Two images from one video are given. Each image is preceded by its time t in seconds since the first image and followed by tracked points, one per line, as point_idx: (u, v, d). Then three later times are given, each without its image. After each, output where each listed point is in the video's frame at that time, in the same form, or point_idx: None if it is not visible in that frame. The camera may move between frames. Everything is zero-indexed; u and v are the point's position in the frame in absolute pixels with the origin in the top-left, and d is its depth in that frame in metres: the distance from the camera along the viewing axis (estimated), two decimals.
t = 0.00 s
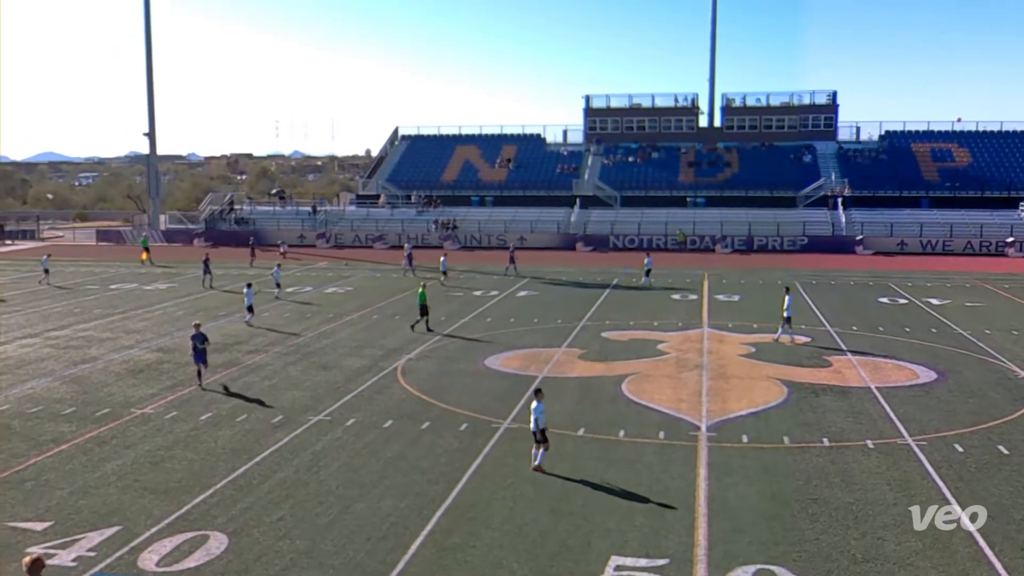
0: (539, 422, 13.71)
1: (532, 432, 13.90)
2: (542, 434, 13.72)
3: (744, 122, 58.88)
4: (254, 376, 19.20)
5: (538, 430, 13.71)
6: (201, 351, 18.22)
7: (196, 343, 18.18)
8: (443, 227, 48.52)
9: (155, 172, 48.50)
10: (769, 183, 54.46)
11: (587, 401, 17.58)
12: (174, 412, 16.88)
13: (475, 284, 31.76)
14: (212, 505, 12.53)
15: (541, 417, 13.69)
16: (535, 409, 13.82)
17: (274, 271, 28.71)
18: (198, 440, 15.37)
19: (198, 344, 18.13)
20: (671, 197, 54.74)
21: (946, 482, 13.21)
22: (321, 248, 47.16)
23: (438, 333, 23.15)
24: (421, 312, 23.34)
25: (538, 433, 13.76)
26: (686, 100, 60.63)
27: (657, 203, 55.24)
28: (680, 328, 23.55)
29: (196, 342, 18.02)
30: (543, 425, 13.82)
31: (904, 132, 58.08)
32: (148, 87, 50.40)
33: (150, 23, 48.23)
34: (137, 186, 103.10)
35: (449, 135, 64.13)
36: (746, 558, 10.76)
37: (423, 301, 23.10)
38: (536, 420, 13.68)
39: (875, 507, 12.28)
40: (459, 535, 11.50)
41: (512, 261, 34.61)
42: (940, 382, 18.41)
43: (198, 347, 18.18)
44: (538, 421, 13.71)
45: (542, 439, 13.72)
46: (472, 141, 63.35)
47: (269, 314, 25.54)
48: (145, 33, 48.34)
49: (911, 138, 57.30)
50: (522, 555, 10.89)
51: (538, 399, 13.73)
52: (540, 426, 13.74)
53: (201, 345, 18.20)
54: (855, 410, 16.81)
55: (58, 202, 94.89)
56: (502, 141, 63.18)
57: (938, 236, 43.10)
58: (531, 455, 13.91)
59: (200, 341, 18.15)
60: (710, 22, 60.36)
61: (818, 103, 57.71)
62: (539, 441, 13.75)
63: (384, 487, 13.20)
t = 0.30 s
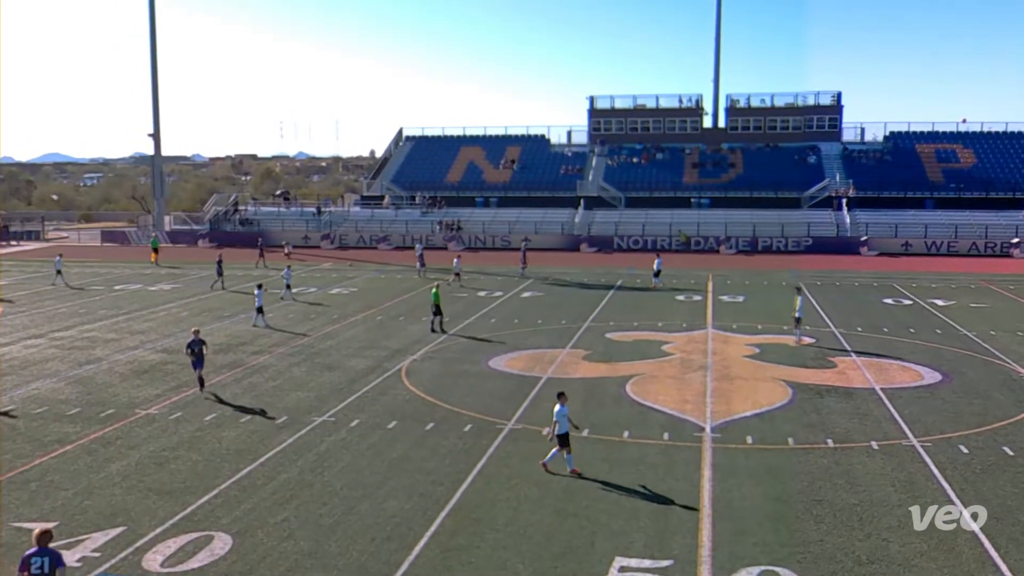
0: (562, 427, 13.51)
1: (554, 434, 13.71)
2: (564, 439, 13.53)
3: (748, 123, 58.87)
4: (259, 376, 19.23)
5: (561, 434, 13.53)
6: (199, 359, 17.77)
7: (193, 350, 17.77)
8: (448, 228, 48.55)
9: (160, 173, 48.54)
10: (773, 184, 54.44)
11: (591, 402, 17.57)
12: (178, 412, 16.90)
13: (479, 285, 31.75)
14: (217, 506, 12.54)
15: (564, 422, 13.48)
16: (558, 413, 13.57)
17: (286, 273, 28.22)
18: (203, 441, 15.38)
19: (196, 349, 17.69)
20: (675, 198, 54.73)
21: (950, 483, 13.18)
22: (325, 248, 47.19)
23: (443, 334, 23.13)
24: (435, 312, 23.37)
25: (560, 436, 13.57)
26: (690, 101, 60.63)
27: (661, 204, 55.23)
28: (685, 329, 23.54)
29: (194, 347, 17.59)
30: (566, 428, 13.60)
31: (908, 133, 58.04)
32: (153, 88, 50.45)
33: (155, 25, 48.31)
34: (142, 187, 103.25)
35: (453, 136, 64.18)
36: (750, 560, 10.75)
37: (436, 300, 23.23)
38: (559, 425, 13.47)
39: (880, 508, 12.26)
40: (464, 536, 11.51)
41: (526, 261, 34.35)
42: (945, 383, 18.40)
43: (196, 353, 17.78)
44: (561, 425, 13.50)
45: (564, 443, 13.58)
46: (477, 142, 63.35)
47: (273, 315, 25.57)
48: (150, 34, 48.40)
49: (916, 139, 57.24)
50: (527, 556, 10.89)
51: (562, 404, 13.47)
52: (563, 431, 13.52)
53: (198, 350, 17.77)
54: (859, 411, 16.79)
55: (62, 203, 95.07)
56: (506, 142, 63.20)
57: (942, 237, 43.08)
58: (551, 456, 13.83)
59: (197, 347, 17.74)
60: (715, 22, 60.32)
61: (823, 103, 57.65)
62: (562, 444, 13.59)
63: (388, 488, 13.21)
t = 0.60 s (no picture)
0: (584, 427, 13.53)
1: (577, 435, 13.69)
2: (587, 439, 13.56)
3: (753, 124, 58.78)
4: (263, 377, 19.26)
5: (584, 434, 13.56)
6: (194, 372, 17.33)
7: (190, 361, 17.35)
8: (452, 229, 48.58)
9: (166, 174, 48.60)
10: (778, 185, 54.36)
11: (595, 403, 17.56)
12: (183, 412, 16.93)
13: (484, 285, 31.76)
14: (221, 506, 12.55)
15: (586, 422, 13.50)
16: (581, 413, 13.61)
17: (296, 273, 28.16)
18: (208, 441, 15.40)
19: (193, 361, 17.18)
20: (680, 199, 54.67)
21: (956, 485, 13.14)
22: (330, 249, 47.24)
23: (448, 335, 23.12)
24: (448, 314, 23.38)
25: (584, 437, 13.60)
26: (695, 102, 60.58)
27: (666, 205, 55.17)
28: (689, 330, 23.51)
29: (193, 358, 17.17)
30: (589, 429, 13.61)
31: (913, 134, 57.91)
32: (158, 89, 50.52)
33: (160, 26, 48.39)
34: (147, 188, 103.55)
35: (458, 136, 64.24)
36: (755, 561, 10.73)
37: (451, 301, 23.18)
38: (581, 425, 13.51)
39: (885, 510, 12.24)
40: (468, 536, 11.52)
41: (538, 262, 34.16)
42: (950, 384, 18.36)
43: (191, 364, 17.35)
44: (584, 425, 13.52)
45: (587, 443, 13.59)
46: (481, 143, 63.37)
47: (278, 316, 25.60)
48: (156, 35, 48.48)
49: (921, 140, 57.11)
50: (531, 557, 10.88)
51: (584, 404, 13.51)
52: (586, 431, 13.55)
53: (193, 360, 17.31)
54: (864, 412, 16.75)
55: (68, 204, 95.24)
56: (511, 142, 63.19)
57: (948, 238, 42.97)
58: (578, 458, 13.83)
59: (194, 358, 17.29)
60: (720, 24, 60.27)
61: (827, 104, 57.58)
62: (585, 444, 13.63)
63: (392, 488, 13.21)
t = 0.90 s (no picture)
0: (607, 431, 13.42)
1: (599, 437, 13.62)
2: (609, 443, 13.45)
3: (756, 125, 58.76)
4: (267, 377, 19.28)
5: (606, 438, 13.44)
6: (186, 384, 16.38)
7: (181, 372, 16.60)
8: (455, 230, 48.63)
9: (169, 174, 48.66)
10: (781, 186, 54.35)
11: (598, 404, 17.55)
12: (186, 413, 16.93)
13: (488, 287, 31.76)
14: (224, 507, 12.55)
15: (610, 426, 13.38)
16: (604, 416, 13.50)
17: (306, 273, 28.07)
18: (211, 442, 15.41)
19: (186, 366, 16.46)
20: (683, 200, 54.67)
21: (959, 486, 13.12)
22: (333, 250, 47.31)
23: (451, 336, 23.12)
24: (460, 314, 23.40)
25: (606, 440, 13.48)
26: (698, 103, 60.60)
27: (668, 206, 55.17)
28: (692, 331, 23.50)
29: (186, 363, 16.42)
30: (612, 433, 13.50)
31: (917, 135, 57.87)
32: (161, 90, 50.57)
33: (164, 27, 48.46)
34: (151, 189, 103.62)
35: (460, 137, 64.27)
36: (758, 562, 10.72)
37: (462, 303, 23.20)
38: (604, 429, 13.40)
39: (888, 511, 12.23)
40: (471, 537, 11.52)
41: (550, 264, 34.23)
42: (954, 386, 18.33)
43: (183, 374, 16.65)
44: (607, 429, 13.41)
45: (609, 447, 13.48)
46: (484, 144, 63.40)
47: (282, 317, 25.62)
48: (159, 36, 48.56)
49: (925, 141, 57.09)
50: (534, 557, 10.88)
51: (608, 408, 13.38)
52: (608, 435, 13.44)
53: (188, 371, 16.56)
54: (867, 414, 16.74)
55: (72, 205, 95.41)
56: (514, 143, 63.22)
57: (951, 240, 42.92)
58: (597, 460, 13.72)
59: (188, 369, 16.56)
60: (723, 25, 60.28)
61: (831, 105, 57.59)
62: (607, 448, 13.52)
63: (395, 489, 13.21)
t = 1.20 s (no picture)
0: (629, 433, 13.38)
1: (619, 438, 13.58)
2: (631, 446, 13.41)
3: (760, 126, 58.71)
4: (270, 379, 19.28)
5: (629, 440, 13.40)
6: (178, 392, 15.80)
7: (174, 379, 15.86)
8: (459, 231, 48.63)
9: (173, 176, 48.69)
10: (785, 188, 54.32)
11: (601, 405, 17.55)
12: (190, 414, 16.92)
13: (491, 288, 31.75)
14: (228, 508, 12.56)
15: (632, 428, 13.35)
16: (626, 419, 13.46)
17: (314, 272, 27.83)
18: (214, 443, 15.41)
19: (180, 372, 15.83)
20: (687, 201, 54.64)
21: (963, 488, 13.10)
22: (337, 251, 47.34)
23: (455, 338, 23.13)
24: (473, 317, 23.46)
25: (628, 442, 13.44)
26: (702, 104, 60.57)
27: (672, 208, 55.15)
28: (696, 332, 23.48)
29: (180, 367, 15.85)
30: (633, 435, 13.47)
31: (920, 136, 57.84)
32: (165, 91, 50.59)
33: (167, 28, 48.49)
34: (155, 190, 103.76)
35: (464, 138, 64.26)
36: (762, 564, 10.71)
37: (475, 304, 23.31)
38: (626, 431, 13.35)
39: (892, 512, 12.21)
40: (475, 538, 11.52)
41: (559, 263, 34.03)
42: (958, 387, 18.31)
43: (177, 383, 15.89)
44: (629, 432, 13.37)
45: (631, 449, 13.42)
46: (488, 145, 63.41)
47: (285, 318, 25.63)
48: (163, 38, 48.59)
49: (929, 142, 57.05)
50: (538, 559, 10.88)
51: (630, 410, 13.36)
52: (630, 437, 13.40)
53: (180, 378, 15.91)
54: (871, 415, 16.71)
55: (76, 206, 95.50)
56: (517, 144, 63.21)
57: (955, 241, 42.88)
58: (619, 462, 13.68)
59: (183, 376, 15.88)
60: (727, 25, 60.21)
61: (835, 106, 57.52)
62: (629, 450, 13.48)
63: (399, 490, 13.22)
